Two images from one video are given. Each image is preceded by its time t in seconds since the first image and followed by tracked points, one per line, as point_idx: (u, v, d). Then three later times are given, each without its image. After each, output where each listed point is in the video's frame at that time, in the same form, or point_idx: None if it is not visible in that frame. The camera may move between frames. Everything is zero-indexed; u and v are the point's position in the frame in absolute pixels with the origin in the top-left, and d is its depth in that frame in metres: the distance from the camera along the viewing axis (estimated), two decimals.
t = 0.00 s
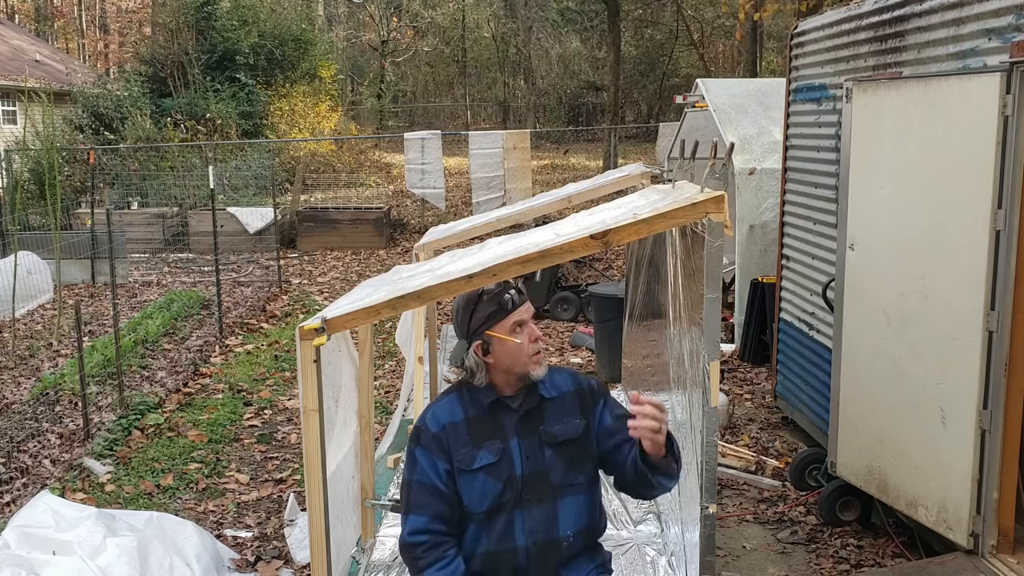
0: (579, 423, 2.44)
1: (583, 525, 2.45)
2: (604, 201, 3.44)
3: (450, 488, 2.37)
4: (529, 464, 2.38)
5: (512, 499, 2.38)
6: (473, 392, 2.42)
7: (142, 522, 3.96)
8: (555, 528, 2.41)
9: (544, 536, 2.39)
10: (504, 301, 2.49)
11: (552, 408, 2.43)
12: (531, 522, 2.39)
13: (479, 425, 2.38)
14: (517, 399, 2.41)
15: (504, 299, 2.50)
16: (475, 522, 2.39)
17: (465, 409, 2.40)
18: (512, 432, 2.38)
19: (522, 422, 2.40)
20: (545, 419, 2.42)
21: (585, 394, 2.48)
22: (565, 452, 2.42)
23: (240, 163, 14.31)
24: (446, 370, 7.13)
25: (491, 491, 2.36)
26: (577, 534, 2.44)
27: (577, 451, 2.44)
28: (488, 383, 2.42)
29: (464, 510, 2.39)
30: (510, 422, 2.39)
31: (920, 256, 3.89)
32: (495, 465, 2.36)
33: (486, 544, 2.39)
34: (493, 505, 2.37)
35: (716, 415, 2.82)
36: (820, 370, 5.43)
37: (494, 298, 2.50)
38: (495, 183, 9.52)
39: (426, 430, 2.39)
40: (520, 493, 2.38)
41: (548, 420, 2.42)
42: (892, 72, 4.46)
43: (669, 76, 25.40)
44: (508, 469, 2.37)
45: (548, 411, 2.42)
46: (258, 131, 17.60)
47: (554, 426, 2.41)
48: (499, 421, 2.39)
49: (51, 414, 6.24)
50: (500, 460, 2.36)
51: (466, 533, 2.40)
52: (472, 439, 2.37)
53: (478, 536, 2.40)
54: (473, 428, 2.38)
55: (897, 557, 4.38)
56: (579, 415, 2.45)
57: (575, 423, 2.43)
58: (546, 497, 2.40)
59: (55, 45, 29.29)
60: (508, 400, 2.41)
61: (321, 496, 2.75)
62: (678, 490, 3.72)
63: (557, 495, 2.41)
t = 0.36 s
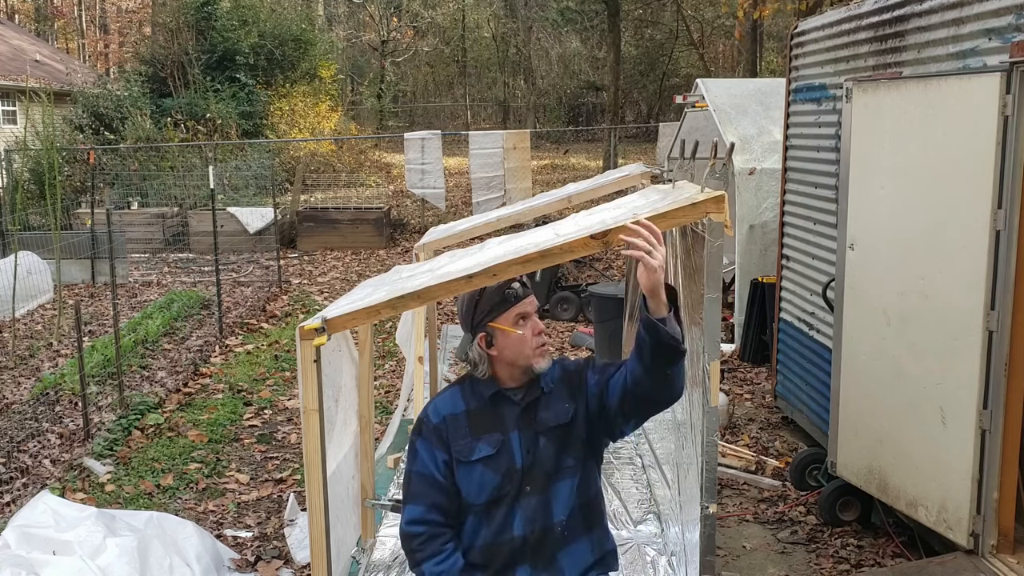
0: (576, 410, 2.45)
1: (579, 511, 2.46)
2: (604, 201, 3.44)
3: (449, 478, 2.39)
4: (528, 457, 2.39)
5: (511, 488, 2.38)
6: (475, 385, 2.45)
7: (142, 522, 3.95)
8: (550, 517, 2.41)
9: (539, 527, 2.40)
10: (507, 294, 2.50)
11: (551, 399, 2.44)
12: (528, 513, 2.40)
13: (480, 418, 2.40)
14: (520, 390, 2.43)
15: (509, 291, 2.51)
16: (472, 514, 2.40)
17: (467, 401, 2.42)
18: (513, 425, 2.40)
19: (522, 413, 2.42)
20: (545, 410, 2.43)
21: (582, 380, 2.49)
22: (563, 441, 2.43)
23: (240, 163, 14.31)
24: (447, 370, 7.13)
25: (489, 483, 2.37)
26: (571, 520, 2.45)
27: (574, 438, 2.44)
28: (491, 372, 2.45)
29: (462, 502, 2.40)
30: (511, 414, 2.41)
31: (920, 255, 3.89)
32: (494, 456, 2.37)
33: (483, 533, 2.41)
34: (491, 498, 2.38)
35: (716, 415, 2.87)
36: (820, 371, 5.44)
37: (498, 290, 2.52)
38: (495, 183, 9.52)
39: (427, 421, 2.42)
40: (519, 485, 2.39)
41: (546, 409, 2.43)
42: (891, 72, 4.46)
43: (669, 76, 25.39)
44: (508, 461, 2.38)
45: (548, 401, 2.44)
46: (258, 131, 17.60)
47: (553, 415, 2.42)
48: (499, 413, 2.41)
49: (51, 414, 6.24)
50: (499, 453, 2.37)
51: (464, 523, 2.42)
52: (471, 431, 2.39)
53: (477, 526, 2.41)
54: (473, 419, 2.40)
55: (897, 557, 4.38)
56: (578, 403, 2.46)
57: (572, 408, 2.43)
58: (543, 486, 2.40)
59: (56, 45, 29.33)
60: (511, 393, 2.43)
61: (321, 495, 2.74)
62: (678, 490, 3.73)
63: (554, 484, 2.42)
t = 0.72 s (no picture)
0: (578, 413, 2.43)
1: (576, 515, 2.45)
2: (605, 201, 3.44)
3: (450, 470, 2.41)
4: (528, 456, 2.39)
5: (508, 485, 2.39)
6: (483, 380, 2.45)
7: (142, 522, 3.95)
8: (548, 518, 2.40)
9: (537, 528, 2.39)
10: (517, 299, 2.46)
11: (555, 401, 2.43)
12: (526, 513, 2.39)
13: (483, 413, 2.40)
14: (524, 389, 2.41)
15: (518, 297, 2.46)
16: (470, 508, 2.41)
17: (473, 395, 2.42)
18: (516, 423, 2.40)
19: (526, 413, 2.41)
20: (548, 411, 2.42)
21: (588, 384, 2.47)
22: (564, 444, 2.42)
23: (240, 163, 14.29)
24: (447, 370, 7.13)
25: (488, 478, 2.38)
26: (569, 523, 2.43)
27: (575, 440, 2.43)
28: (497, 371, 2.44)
29: (461, 495, 2.42)
30: (515, 412, 2.41)
31: (920, 256, 3.88)
32: (494, 452, 2.38)
33: (481, 529, 2.41)
34: (489, 493, 2.39)
35: (716, 415, 2.85)
36: (820, 370, 5.43)
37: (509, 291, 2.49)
38: (495, 183, 9.52)
39: (433, 411, 2.45)
40: (517, 484, 2.39)
41: (549, 410, 2.42)
42: (891, 72, 4.46)
43: (669, 76, 25.37)
44: (507, 459, 2.38)
45: (552, 402, 2.43)
46: (258, 131, 17.60)
47: (556, 416, 2.42)
48: (503, 411, 2.41)
49: (51, 414, 6.24)
50: (500, 449, 2.38)
51: (463, 517, 2.43)
52: (474, 425, 2.40)
53: (475, 521, 2.42)
54: (477, 414, 2.40)
55: (897, 557, 4.37)
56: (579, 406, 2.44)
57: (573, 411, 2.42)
58: (541, 487, 2.40)
59: (55, 45, 29.34)
60: (517, 392, 2.42)
61: (320, 496, 2.73)
62: (678, 490, 3.72)
63: (553, 486, 2.41)
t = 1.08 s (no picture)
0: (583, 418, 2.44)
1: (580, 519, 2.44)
2: (605, 201, 3.45)
3: (454, 468, 2.43)
4: (532, 457, 2.39)
5: (512, 486, 2.39)
6: (491, 379, 2.46)
7: (142, 522, 3.95)
8: (550, 520, 2.40)
9: (539, 529, 2.39)
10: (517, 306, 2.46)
11: (561, 403, 2.43)
12: (528, 514, 2.39)
13: (489, 412, 2.42)
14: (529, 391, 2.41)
15: (523, 303, 2.45)
16: (473, 506, 2.42)
17: (479, 394, 2.44)
18: (522, 423, 2.40)
19: (531, 415, 2.42)
20: (554, 413, 2.42)
21: (593, 390, 2.47)
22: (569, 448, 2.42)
23: (240, 163, 14.29)
24: (447, 370, 7.13)
25: (491, 477, 2.39)
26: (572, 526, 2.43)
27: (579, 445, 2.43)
28: (501, 370, 2.46)
29: (465, 493, 2.43)
30: (520, 413, 2.41)
31: (920, 256, 3.89)
32: (499, 452, 2.39)
33: (482, 529, 2.42)
34: (492, 492, 2.40)
35: (716, 415, 2.84)
36: (820, 371, 5.44)
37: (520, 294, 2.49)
38: (495, 183, 9.52)
39: (440, 409, 2.46)
40: (520, 485, 2.39)
41: (555, 412, 2.42)
42: (891, 72, 4.46)
43: (669, 76, 25.39)
44: (511, 459, 2.39)
45: (558, 403, 2.43)
46: (258, 131, 17.62)
47: (562, 419, 2.42)
48: (509, 411, 2.42)
49: (51, 414, 6.24)
50: (505, 449, 2.39)
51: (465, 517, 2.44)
52: (479, 424, 2.41)
53: (477, 521, 2.43)
54: (482, 413, 2.42)
55: (897, 557, 4.38)
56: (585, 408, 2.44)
57: (579, 413, 2.43)
58: (545, 488, 2.40)
59: (56, 45, 29.36)
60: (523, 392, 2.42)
61: (320, 494, 2.74)
62: (677, 490, 3.73)
63: (556, 489, 2.41)
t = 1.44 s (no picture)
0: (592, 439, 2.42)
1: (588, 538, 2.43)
2: (605, 201, 3.45)
3: (456, 476, 2.43)
4: (534, 468, 2.39)
5: (514, 498, 2.40)
6: (493, 386, 2.45)
7: (142, 522, 3.96)
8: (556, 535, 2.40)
9: (544, 541, 2.40)
10: (523, 304, 2.49)
11: (566, 418, 2.42)
12: (532, 525, 2.40)
13: (491, 420, 2.41)
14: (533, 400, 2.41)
15: (529, 301, 2.48)
16: (475, 513, 2.43)
17: (481, 401, 2.43)
18: (524, 433, 2.40)
19: (535, 427, 2.41)
20: (558, 427, 2.41)
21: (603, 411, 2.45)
22: (575, 465, 2.40)
23: (240, 163, 14.29)
24: (447, 370, 7.12)
25: (493, 486, 2.40)
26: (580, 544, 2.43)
27: (586, 465, 2.41)
28: (505, 377, 2.45)
29: (466, 500, 2.43)
30: (523, 424, 2.41)
31: (920, 257, 3.89)
32: (501, 462, 2.39)
33: (485, 538, 2.42)
34: (493, 501, 2.40)
35: (717, 416, 2.83)
36: (820, 371, 5.43)
37: (526, 293, 2.52)
38: (495, 183, 9.52)
39: (442, 414, 2.46)
40: (523, 495, 2.40)
41: (561, 429, 2.41)
42: (891, 72, 4.46)
43: (669, 76, 25.39)
44: (513, 469, 2.39)
45: (564, 422, 2.41)
46: (258, 132, 17.62)
47: (568, 437, 2.40)
48: (512, 420, 2.41)
49: (51, 414, 6.24)
50: (507, 458, 2.39)
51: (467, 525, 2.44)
52: (481, 432, 2.41)
53: (478, 530, 2.43)
54: (485, 421, 2.41)
55: (897, 557, 4.38)
56: (591, 429, 2.42)
57: (587, 435, 2.40)
58: (549, 504, 2.40)
59: (56, 45, 29.38)
60: (527, 402, 2.41)
61: (321, 494, 2.75)
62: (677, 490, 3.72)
63: (561, 505, 2.41)
